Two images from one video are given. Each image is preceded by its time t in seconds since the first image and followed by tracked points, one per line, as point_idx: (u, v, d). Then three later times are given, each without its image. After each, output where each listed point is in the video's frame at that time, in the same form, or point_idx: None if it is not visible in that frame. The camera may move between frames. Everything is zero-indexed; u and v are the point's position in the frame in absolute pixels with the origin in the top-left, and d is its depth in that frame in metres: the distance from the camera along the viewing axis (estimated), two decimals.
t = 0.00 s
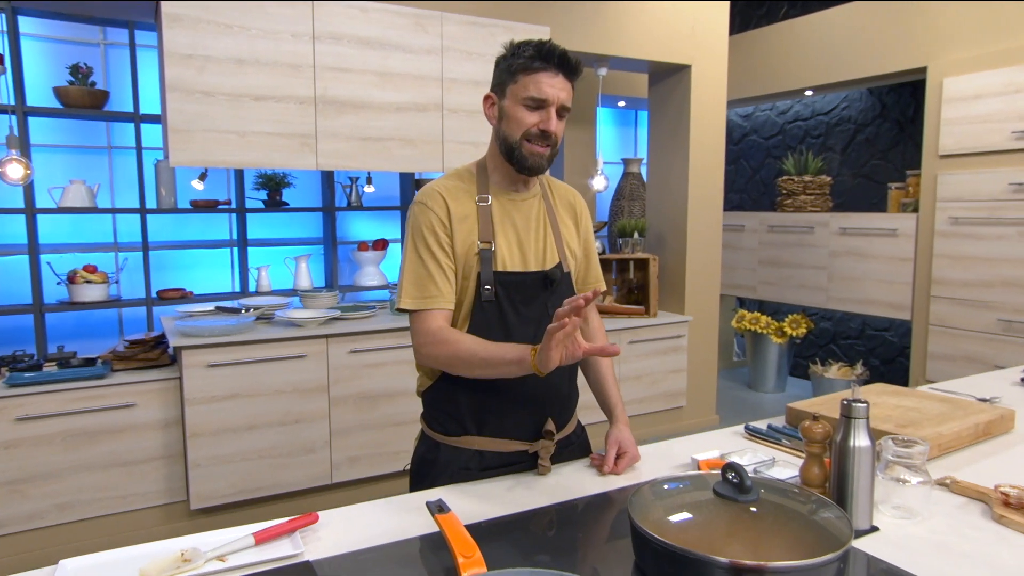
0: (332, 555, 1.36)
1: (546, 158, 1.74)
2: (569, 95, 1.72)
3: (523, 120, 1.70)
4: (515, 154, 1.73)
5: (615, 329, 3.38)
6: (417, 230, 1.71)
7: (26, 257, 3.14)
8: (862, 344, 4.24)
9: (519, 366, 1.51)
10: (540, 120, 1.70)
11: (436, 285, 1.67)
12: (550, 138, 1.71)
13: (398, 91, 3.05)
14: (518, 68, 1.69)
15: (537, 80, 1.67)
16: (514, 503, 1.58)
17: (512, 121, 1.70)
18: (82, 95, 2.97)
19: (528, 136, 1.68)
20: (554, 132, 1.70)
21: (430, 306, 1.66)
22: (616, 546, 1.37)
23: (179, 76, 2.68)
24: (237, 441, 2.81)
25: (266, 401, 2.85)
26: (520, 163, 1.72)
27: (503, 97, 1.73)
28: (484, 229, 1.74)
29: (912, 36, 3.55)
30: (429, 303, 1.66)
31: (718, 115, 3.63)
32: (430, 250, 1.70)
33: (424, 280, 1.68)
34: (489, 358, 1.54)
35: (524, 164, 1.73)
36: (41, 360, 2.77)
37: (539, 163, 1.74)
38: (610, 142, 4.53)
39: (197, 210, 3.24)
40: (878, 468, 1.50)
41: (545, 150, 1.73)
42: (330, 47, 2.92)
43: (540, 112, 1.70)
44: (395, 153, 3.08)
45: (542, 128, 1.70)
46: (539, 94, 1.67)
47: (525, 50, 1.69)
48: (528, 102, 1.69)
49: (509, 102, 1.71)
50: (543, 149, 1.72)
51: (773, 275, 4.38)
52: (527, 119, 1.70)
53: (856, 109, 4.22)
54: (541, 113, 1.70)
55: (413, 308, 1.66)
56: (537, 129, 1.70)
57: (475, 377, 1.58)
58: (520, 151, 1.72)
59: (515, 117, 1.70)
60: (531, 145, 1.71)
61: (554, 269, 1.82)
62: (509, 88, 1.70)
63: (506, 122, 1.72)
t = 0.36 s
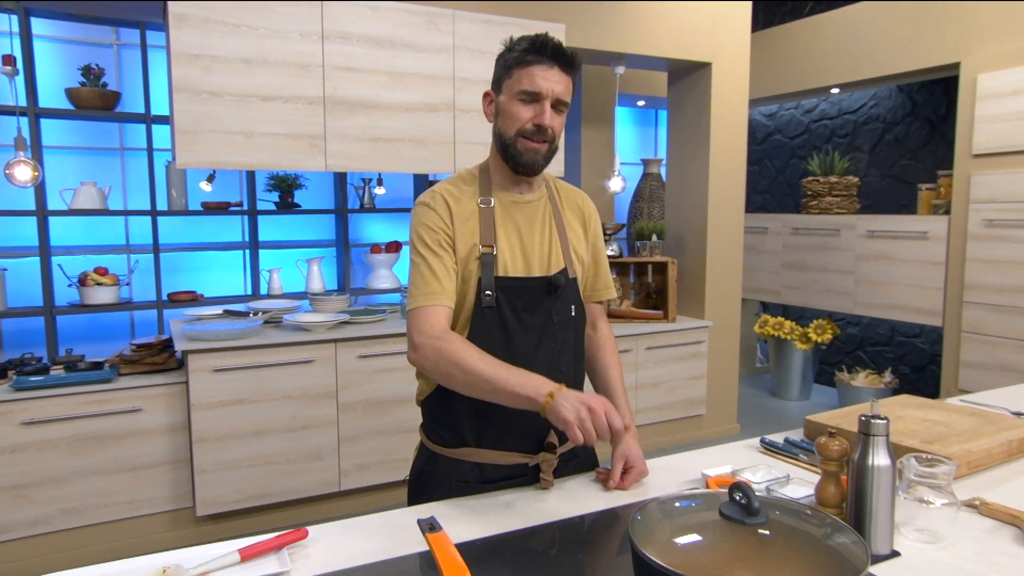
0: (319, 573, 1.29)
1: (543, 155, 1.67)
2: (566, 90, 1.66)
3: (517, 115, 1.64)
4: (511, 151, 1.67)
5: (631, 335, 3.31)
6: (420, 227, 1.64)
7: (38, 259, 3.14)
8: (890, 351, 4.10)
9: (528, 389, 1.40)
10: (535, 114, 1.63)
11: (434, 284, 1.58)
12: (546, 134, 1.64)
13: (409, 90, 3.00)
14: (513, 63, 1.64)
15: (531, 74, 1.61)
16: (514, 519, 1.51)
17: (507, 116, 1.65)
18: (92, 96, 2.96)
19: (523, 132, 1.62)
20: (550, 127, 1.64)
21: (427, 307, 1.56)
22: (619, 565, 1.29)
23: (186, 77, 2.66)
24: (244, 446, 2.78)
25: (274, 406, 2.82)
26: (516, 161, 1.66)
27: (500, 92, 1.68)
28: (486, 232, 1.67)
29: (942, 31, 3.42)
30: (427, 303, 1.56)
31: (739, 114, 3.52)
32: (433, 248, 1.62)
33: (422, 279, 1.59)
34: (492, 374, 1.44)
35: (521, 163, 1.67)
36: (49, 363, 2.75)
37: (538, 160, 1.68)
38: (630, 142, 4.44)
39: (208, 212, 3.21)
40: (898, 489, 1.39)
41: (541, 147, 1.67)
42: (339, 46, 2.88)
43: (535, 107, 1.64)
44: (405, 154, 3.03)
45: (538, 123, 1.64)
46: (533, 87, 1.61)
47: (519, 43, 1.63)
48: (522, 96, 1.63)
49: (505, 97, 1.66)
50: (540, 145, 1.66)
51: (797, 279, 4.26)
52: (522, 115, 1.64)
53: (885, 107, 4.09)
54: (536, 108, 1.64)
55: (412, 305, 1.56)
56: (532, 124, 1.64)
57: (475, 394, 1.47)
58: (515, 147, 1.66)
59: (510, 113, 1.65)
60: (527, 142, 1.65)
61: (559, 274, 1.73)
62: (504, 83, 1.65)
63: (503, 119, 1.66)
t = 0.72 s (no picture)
0: None
1: (549, 120, 1.58)
2: (566, 68, 1.64)
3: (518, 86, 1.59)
4: (513, 122, 1.57)
5: (654, 339, 3.23)
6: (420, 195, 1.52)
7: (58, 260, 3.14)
8: (930, 358, 3.94)
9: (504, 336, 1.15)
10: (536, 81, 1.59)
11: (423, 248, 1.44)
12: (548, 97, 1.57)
13: (424, 89, 2.96)
14: (511, 50, 1.66)
15: (528, 48, 1.62)
16: (510, 535, 1.43)
17: (508, 90, 1.60)
18: (110, 96, 2.96)
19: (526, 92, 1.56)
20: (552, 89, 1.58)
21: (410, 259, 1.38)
22: None
23: (198, 76, 2.65)
24: (254, 450, 2.75)
25: (286, 410, 2.79)
26: (518, 128, 1.56)
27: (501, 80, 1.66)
28: (490, 232, 1.57)
29: (984, 23, 3.26)
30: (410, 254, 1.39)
31: (769, 110, 3.39)
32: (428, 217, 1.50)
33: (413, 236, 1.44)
34: (476, 307, 1.16)
35: (524, 132, 1.56)
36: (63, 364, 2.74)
37: (540, 131, 1.57)
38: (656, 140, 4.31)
39: (225, 212, 3.19)
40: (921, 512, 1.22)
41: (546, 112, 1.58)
42: (353, 45, 2.85)
43: (536, 79, 1.61)
44: (420, 153, 2.98)
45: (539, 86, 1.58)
46: (532, 58, 1.60)
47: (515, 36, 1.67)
48: (521, 70, 1.61)
49: (505, 80, 1.63)
50: (545, 108, 1.58)
51: (831, 282, 4.11)
52: (523, 84, 1.60)
53: (925, 102, 3.92)
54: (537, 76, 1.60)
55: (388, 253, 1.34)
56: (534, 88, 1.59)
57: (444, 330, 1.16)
58: (519, 115, 1.57)
59: (511, 87, 1.60)
60: (531, 104, 1.57)
61: (565, 279, 1.64)
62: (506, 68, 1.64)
63: (504, 95, 1.61)
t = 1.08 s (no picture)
0: None
1: (552, 131, 1.49)
2: (572, 71, 1.56)
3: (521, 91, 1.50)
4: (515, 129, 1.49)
5: (676, 345, 3.20)
6: (408, 230, 1.57)
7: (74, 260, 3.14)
8: (972, 366, 3.76)
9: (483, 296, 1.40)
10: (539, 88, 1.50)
11: (424, 298, 1.55)
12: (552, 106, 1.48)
13: (438, 87, 2.90)
14: (514, 46, 1.56)
15: (533, 49, 1.53)
16: (501, 552, 1.34)
17: (509, 93, 1.51)
18: (125, 96, 2.96)
19: (528, 100, 1.47)
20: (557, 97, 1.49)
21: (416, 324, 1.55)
22: None
23: (209, 75, 2.62)
24: (264, 455, 2.72)
25: (296, 414, 2.75)
26: (518, 138, 1.47)
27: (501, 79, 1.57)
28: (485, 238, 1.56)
29: None
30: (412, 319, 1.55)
31: (799, 106, 3.28)
32: (421, 252, 1.55)
33: (412, 291, 1.55)
34: (450, 311, 1.42)
35: (524, 141, 1.49)
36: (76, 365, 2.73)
37: (541, 141, 1.49)
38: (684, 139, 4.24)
39: (241, 212, 3.16)
40: (937, 539, 1.04)
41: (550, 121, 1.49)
42: (365, 42, 2.80)
43: (540, 84, 1.52)
44: (434, 153, 2.93)
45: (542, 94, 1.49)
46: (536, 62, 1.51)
47: (520, 31, 1.58)
48: (525, 73, 1.52)
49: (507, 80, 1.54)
50: (548, 117, 1.49)
51: (865, 286, 3.96)
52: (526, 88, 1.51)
53: (968, 96, 3.75)
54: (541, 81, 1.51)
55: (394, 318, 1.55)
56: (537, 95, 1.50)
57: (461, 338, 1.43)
58: (519, 122, 1.48)
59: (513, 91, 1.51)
60: (533, 112, 1.49)
61: (564, 286, 1.58)
62: (508, 67, 1.54)
63: (504, 98, 1.52)
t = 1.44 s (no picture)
0: None
1: (547, 161, 1.45)
2: (580, 90, 1.44)
3: (521, 114, 1.43)
4: (511, 153, 1.46)
5: (702, 352, 3.14)
6: (398, 238, 1.57)
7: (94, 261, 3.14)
8: (1021, 377, 3.56)
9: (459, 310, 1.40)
10: (540, 113, 1.42)
11: (409, 307, 1.57)
12: (552, 137, 1.42)
13: (455, 86, 2.85)
14: (519, 54, 1.44)
15: (539, 67, 1.41)
16: (489, 568, 1.25)
17: (509, 115, 1.44)
18: (145, 97, 2.98)
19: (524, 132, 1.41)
20: (556, 128, 1.42)
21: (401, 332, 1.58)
22: None
23: (221, 75, 2.61)
24: (275, 461, 2.69)
25: (309, 420, 2.71)
26: (514, 166, 1.45)
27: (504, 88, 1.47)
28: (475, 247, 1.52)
29: None
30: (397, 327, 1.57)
31: (830, 102, 3.20)
32: (408, 263, 1.55)
33: (397, 300, 1.57)
34: (426, 324, 1.43)
35: (523, 169, 1.46)
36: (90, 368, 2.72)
37: (539, 166, 1.46)
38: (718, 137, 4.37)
39: (259, 215, 3.15)
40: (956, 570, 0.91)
41: (545, 151, 1.45)
42: (381, 41, 2.75)
43: (541, 104, 1.43)
44: (451, 154, 2.87)
45: (542, 123, 1.42)
46: (539, 83, 1.40)
47: (528, 34, 1.44)
48: (527, 92, 1.42)
49: (509, 93, 1.45)
50: (544, 148, 1.44)
51: (906, 291, 3.80)
52: (526, 112, 1.43)
53: (1018, 91, 3.56)
54: (541, 105, 1.42)
55: (381, 324, 1.57)
56: (536, 123, 1.42)
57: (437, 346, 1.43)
58: (517, 150, 1.45)
59: (512, 112, 1.44)
60: (530, 143, 1.43)
61: (561, 293, 1.51)
62: (510, 78, 1.44)
63: (504, 118, 1.45)
